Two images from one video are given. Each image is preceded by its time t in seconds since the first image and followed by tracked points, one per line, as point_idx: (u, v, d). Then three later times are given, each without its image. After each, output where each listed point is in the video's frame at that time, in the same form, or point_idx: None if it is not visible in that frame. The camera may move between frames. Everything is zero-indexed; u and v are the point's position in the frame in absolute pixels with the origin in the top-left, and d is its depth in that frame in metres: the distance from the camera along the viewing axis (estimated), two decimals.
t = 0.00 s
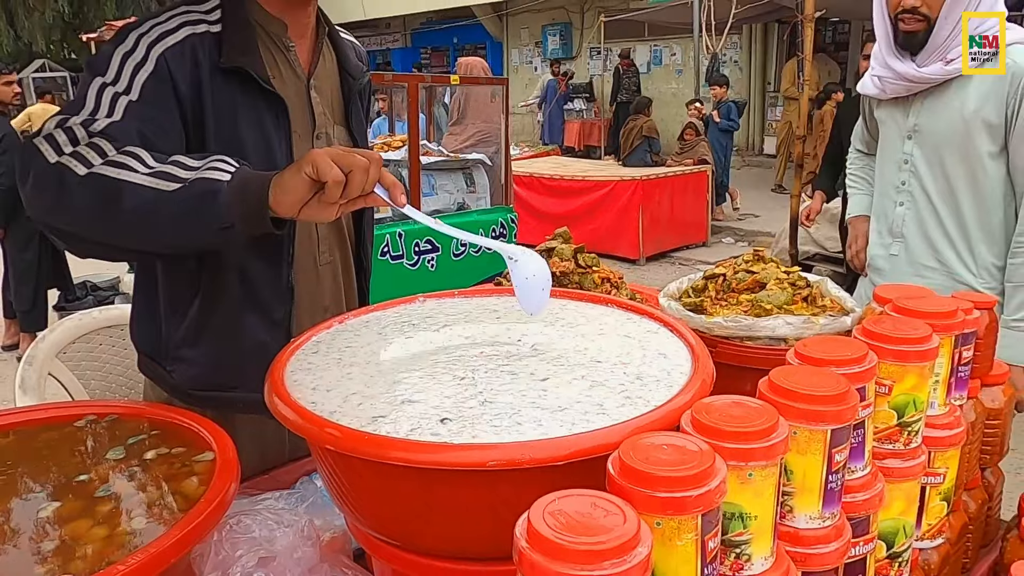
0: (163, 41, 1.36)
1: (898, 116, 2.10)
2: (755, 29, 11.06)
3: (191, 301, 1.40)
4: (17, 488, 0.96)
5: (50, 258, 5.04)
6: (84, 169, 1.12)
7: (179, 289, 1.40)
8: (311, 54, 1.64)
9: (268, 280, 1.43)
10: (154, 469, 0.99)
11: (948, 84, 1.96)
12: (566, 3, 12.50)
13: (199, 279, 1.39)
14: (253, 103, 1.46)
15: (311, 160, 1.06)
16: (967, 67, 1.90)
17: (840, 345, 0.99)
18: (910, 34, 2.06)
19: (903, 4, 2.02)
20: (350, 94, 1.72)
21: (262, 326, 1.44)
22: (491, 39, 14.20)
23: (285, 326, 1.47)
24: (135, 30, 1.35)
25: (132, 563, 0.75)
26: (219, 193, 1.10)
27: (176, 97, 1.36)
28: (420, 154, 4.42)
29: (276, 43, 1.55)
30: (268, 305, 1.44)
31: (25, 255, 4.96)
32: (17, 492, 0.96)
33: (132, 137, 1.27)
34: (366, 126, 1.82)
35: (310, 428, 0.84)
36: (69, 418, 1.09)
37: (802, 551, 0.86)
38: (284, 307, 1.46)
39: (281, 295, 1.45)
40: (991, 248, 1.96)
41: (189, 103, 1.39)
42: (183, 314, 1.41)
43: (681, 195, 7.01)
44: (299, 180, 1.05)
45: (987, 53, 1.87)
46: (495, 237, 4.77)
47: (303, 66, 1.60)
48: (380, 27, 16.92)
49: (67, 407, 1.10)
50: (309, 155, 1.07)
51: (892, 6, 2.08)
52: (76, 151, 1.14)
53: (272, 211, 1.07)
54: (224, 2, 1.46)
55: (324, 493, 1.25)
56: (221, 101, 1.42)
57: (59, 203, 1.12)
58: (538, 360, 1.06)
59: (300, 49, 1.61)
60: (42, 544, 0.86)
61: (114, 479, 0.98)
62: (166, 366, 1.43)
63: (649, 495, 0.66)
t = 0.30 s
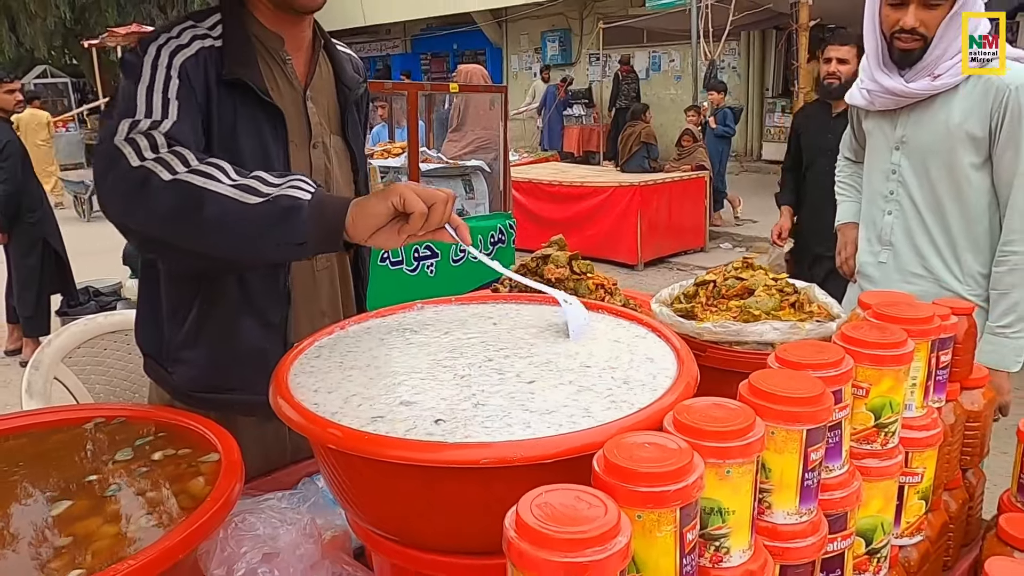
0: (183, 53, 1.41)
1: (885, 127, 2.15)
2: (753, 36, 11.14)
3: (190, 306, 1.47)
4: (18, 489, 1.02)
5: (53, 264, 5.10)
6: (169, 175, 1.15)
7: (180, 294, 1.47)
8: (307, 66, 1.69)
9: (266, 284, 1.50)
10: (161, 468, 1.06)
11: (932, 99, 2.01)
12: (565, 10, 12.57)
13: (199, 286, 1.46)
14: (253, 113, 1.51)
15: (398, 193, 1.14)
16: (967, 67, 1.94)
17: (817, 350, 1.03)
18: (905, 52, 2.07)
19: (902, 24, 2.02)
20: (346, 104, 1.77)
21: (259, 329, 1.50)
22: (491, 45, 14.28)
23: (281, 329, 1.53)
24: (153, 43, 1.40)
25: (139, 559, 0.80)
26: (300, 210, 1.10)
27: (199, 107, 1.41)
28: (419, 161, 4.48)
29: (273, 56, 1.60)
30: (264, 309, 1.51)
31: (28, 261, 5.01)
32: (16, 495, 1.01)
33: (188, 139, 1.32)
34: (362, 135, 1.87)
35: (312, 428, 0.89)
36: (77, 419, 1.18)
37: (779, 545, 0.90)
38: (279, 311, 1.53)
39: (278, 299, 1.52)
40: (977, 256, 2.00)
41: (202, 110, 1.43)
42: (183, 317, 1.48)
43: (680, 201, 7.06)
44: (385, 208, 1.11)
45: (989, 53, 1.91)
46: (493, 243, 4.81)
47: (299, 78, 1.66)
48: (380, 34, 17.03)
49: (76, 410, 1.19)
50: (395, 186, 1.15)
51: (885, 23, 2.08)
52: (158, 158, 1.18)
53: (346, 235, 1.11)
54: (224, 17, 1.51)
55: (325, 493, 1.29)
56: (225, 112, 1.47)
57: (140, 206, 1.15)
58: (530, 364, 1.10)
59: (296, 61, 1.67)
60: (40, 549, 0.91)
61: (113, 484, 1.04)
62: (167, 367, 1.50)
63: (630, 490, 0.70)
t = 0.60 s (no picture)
0: (179, 66, 1.47)
1: (876, 135, 2.20)
2: (751, 42, 11.21)
3: (202, 309, 1.52)
4: (19, 494, 1.05)
5: (55, 269, 5.14)
6: (95, 174, 1.22)
7: (189, 297, 1.52)
8: (314, 77, 1.74)
9: (268, 288, 1.55)
10: (168, 467, 1.11)
11: (923, 109, 2.06)
12: (565, 16, 12.64)
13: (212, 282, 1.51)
14: (264, 122, 1.56)
15: (307, 182, 1.14)
16: (968, 67, 1.96)
17: (800, 352, 1.08)
18: (899, 64, 2.10)
19: (897, 39, 2.04)
20: (351, 114, 1.82)
21: (265, 329, 1.55)
22: (490, 51, 14.34)
23: (291, 328, 1.58)
24: (152, 55, 1.47)
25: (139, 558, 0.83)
26: (212, 203, 1.17)
27: (187, 116, 1.47)
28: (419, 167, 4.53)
29: (280, 67, 1.65)
30: (274, 309, 1.56)
31: (30, 266, 5.05)
32: (16, 501, 1.04)
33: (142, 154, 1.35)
34: (365, 144, 1.91)
35: (316, 426, 0.93)
36: (82, 422, 1.23)
37: (762, 538, 0.95)
38: (289, 311, 1.58)
39: (287, 300, 1.57)
40: (968, 261, 2.04)
41: (200, 124, 1.49)
42: (195, 320, 1.53)
43: (677, 206, 7.11)
44: (289, 198, 1.12)
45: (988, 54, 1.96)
46: (491, 248, 4.91)
47: (307, 88, 1.70)
48: (380, 39, 17.11)
49: (86, 412, 1.24)
50: (304, 177, 1.15)
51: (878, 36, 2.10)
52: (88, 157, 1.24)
53: (263, 223, 1.16)
54: (234, 29, 1.57)
55: (326, 492, 1.33)
56: (233, 123, 1.53)
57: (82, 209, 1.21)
58: (525, 365, 1.15)
59: (304, 72, 1.71)
60: (39, 553, 0.94)
61: (113, 487, 1.07)
62: (177, 369, 1.55)
63: (617, 482, 0.74)
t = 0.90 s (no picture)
0: (178, 74, 1.51)
1: (871, 143, 2.24)
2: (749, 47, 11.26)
3: (199, 311, 1.56)
4: (20, 497, 1.07)
5: (57, 273, 5.20)
6: (79, 190, 1.26)
7: (190, 300, 1.56)
8: (312, 86, 1.78)
9: (268, 293, 1.58)
10: (172, 467, 1.14)
11: (915, 117, 2.09)
12: (563, 22, 12.69)
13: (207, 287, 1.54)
14: (259, 129, 1.59)
15: (231, 243, 1.12)
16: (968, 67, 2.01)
17: (786, 354, 1.11)
18: (894, 75, 2.11)
19: (893, 51, 2.04)
20: (349, 122, 1.85)
21: (264, 331, 1.59)
22: (488, 56, 14.41)
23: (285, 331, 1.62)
24: (154, 64, 1.52)
25: (131, 563, 0.85)
26: (177, 236, 1.18)
27: (185, 123, 1.50)
28: (417, 172, 4.58)
29: (279, 76, 1.69)
30: (269, 314, 1.59)
31: (32, 270, 5.11)
32: (14, 506, 1.06)
33: (136, 159, 1.39)
34: (364, 152, 1.95)
35: (320, 425, 0.97)
36: (93, 423, 1.27)
37: (749, 533, 0.98)
38: (283, 314, 1.62)
39: (281, 304, 1.61)
40: (961, 266, 2.09)
41: (198, 131, 1.53)
42: (193, 322, 1.56)
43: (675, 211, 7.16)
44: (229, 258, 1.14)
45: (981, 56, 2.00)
46: (489, 253, 4.97)
47: (304, 96, 1.74)
48: (378, 45, 17.18)
49: (93, 414, 1.28)
50: (230, 234, 1.12)
51: (874, 48, 2.09)
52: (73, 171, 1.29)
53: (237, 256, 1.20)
54: (234, 40, 1.61)
55: (327, 492, 1.36)
56: (230, 130, 1.56)
57: (89, 224, 1.24)
58: (521, 367, 1.18)
59: (302, 81, 1.75)
60: (37, 558, 0.95)
61: (109, 493, 1.09)
62: (176, 369, 1.58)
63: (608, 477, 0.78)
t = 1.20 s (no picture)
0: (183, 83, 1.54)
1: (863, 150, 2.27)
2: (745, 53, 11.34)
3: (201, 317, 1.59)
4: (18, 502, 1.09)
5: (57, 278, 5.23)
6: (95, 199, 1.30)
7: (191, 305, 1.59)
8: (311, 94, 1.82)
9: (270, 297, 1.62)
10: (174, 468, 1.18)
11: (909, 126, 2.13)
12: (561, 27, 12.75)
13: (210, 294, 1.58)
14: (260, 136, 1.63)
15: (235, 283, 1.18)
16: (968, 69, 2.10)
17: (772, 357, 1.15)
18: (891, 85, 2.14)
19: (891, 64, 2.07)
20: (346, 129, 1.89)
21: (265, 335, 1.62)
22: (487, 61, 14.48)
23: (285, 335, 1.65)
24: (159, 74, 1.55)
25: (124, 565, 0.87)
26: (190, 249, 1.21)
27: (191, 132, 1.54)
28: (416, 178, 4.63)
29: (279, 85, 1.73)
30: (270, 319, 1.62)
31: (32, 275, 5.14)
32: (12, 511, 1.08)
33: (147, 166, 1.42)
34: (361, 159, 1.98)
35: (319, 425, 1.00)
36: (96, 425, 1.31)
37: (735, 530, 1.01)
38: (284, 318, 1.65)
39: (283, 308, 1.64)
40: (954, 271, 2.13)
41: (202, 139, 1.56)
42: (195, 327, 1.60)
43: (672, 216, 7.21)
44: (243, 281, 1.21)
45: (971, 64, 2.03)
46: (487, 258, 5.01)
47: (303, 104, 1.77)
48: (377, 50, 17.25)
49: (97, 416, 1.32)
50: (233, 272, 1.18)
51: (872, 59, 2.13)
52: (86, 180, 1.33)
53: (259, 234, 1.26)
54: (235, 50, 1.65)
55: (327, 493, 1.40)
56: (232, 138, 1.60)
57: (107, 231, 1.29)
58: (516, 369, 1.22)
59: (301, 89, 1.79)
60: (35, 563, 0.97)
61: (105, 499, 1.11)
62: (179, 372, 1.62)
63: (596, 474, 0.81)
